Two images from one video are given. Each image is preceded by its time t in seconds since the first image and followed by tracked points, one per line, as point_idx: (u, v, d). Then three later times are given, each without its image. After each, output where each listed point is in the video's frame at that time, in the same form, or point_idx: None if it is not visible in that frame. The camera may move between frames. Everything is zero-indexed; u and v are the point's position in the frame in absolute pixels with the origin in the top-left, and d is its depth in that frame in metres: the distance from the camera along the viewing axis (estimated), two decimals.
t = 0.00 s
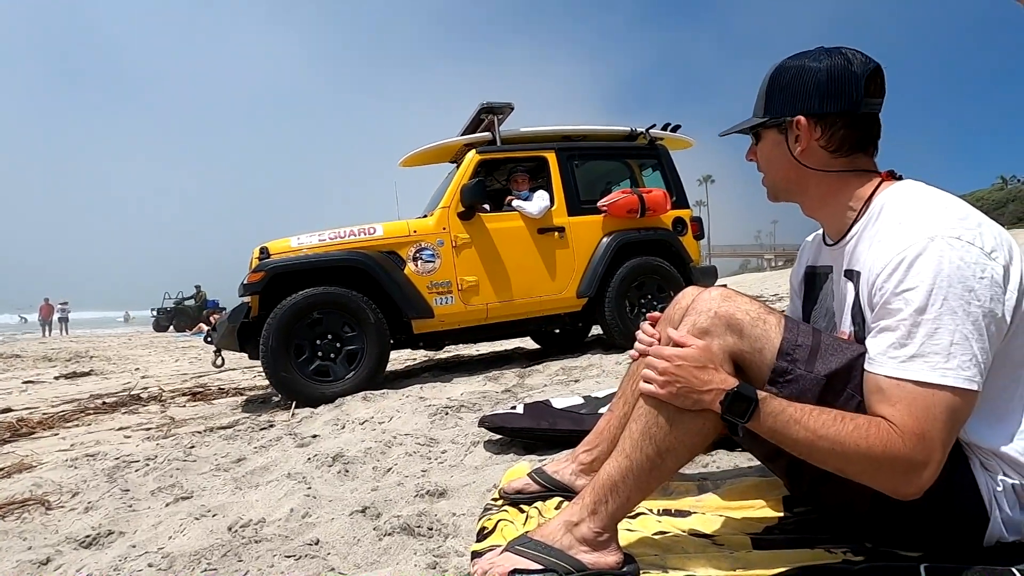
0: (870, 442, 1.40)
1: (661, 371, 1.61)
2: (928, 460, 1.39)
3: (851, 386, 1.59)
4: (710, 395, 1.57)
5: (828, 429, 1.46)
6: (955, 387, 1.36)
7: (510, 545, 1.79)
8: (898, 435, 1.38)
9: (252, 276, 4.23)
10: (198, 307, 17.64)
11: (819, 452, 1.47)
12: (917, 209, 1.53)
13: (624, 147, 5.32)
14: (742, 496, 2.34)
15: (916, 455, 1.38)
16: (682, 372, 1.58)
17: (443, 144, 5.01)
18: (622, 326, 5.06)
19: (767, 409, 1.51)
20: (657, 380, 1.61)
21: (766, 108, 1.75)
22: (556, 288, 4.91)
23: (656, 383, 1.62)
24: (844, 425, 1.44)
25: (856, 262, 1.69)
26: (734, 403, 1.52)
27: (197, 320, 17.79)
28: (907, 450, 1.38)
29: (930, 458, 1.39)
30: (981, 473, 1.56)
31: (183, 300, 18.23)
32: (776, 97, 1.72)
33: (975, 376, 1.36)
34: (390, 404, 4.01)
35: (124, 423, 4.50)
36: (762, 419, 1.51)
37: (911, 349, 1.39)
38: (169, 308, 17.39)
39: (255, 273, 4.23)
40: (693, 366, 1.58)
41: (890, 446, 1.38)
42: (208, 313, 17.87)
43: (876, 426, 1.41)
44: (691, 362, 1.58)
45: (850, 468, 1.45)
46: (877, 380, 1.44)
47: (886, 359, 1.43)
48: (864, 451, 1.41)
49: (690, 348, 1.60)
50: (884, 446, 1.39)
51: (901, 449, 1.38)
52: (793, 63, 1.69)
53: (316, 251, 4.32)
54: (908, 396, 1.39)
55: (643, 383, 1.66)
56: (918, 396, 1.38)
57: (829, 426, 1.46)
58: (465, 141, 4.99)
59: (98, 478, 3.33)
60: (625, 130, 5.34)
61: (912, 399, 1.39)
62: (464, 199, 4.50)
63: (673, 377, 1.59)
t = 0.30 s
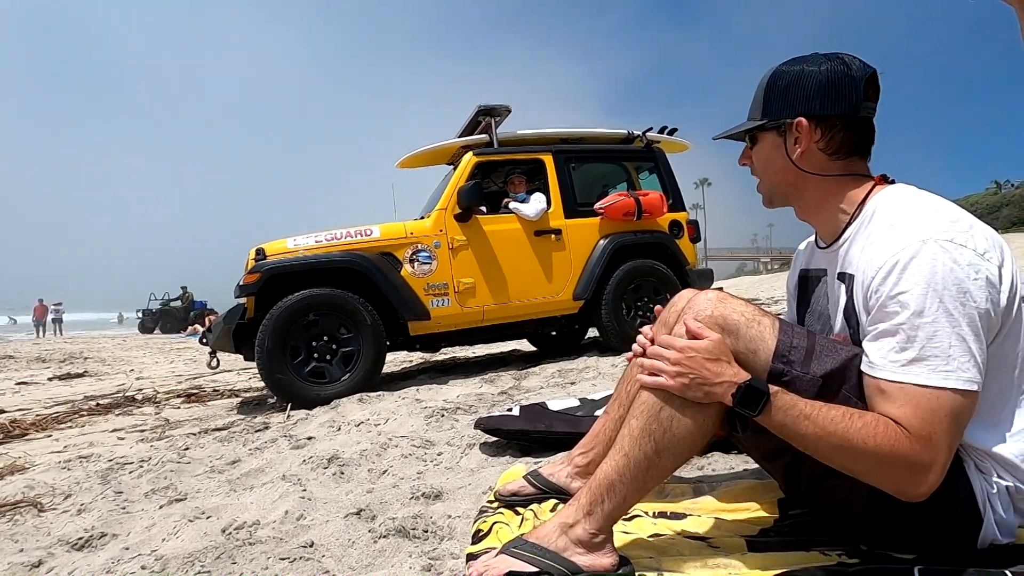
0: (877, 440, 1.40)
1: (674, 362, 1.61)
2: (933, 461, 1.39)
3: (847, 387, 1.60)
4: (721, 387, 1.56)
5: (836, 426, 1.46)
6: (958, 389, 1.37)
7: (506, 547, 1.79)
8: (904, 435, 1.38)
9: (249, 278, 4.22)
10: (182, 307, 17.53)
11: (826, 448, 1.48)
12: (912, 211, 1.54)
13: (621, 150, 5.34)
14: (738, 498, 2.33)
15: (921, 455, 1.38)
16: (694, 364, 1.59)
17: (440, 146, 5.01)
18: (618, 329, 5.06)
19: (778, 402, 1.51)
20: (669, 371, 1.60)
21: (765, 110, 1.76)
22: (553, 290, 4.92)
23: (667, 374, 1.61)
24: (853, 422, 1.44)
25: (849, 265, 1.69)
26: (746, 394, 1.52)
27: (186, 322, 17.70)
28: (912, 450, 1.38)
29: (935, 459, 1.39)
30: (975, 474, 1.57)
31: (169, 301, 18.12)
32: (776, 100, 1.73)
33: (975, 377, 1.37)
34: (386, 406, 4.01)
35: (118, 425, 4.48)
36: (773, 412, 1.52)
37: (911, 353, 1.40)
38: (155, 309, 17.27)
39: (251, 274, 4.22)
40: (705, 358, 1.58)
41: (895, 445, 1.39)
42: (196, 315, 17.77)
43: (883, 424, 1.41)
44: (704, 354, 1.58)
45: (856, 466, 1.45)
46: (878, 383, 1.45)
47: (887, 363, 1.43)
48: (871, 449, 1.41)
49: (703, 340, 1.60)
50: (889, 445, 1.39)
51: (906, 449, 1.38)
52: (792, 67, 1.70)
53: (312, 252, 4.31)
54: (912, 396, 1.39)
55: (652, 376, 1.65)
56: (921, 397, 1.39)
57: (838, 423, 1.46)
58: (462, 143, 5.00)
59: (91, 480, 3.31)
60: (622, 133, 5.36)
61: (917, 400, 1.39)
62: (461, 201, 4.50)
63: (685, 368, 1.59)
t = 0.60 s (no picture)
0: (867, 451, 1.41)
1: (665, 372, 1.61)
2: (923, 471, 1.39)
3: (840, 397, 1.60)
4: (712, 396, 1.57)
5: (827, 436, 1.47)
6: (944, 398, 1.37)
7: (500, 555, 1.76)
8: (893, 445, 1.39)
9: (244, 281, 4.20)
10: (166, 311, 17.44)
11: (817, 458, 1.48)
12: (903, 222, 1.55)
13: (619, 158, 5.35)
14: (733, 507, 2.34)
15: (910, 466, 1.39)
16: (685, 373, 1.59)
17: (438, 152, 5.02)
18: (615, 335, 5.07)
19: (769, 412, 1.52)
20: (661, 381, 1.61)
21: (750, 131, 1.79)
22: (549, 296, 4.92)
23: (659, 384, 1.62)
24: (843, 432, 1.45)
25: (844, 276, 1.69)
26: (737, 405, 1.53)
27: (170, 326, 17.63)
28: (902, 461, 1.39)
29: (925, 469, 1.40)
30: (969, 487, 1.57)
31: (152, 304, 17.97)
32: (760, 121, 1.75)
33: (963, 387, 1.37)
34: (382, 411, 4.00)
35: (111, 427, 4.45)
36: (764, 422, 1.52)
37: (898, 362, 1.40)
38: (138, 312, 17.14)
39: (246, 278, 4.19)
40: (696, 368, 1.59)
41: (884, 456, 1.39)
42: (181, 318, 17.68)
43: (872, 435, 1.42)
44: (695, 364, 1.59)
45: (846, 477, 1.46)
46: (868, 393, 1.45)
47: (876, 372, 1.44)
48: (861, 459, 1.41)
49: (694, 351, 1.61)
50: (879, 455, 1.40)
51: (896, 460, 1.39)
52: (773, 88, 1.73)
53: (309, 256, 4.31)
54: (900, 407, 1.40)
55: (644, 386, 1.66)
56: (909, 407, 1.39)
57: (828, 433, 1.47)
58: (460, 150, 5.01)
59: (83, 483, 3.29)
60: (620, 141, 5.38)
61: (905, 410, 1.39)
62: (459, 206, 4.51)
63: (676, 377, 1.59)
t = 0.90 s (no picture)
0: (858, 451, 1.42)
1: (657, 376, 1.62)
2: (915, 470, 1.40)
3: (834, 400, 1.60)
4: (704, 402, 1.58)
5: (818, 438, 1.48)
6: (938, 399, 1.38)
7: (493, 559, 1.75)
8: (884, 446, 1.40)
9: (238, 283, 4.18)
10: (145, 312, 17.27)
11: (809, 460, 1.49)
12: (898, 225, 1.56)
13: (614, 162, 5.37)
14: (727, 510, 2.33)
15: (902, 465, 1.40)
16: (678, 378, 1.59)
17: (433, 154, 5.02)
18: (609, 339, 5.08)
19: (759, 415, 1.53)
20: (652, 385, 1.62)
21: (750, 130, 1.77)
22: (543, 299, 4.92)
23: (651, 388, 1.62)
24: (833, 433, 1.46)
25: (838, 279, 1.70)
26: (728, 411, 1.53)
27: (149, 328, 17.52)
28: (893, 460, 1.40)
29: (916, 469, 1.41)
30: (960, 489, 1.58)
31: (132, 305, 17.77)
32: (760, 122, 1.74)
33: (956, 388, 1.38)
34: (376, 414, 3.98)
35: (102, 430, 4.42)
36: (755, 425, 1.53)
37: (893, 363, 1.41)
38: (118, 314, 16.97)
39: (240, 280, 4.17)
40: (689, 373, 1.59)
41: (876, 456, 1.40)
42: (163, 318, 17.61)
43: (863, 435, 1.42)
44: (688, 368, 1.59)
45: (838, 478, 1.46)
46: (861, 394, 1.46)
47: (870, 373, 1.45)
48: (852, 460, 1.42)
49: (686, 355, 1.61)
50: (870, 456, 1.40)
51: (888, 460, 1.40)
52: (774, 90, 1.72)
53: (303, 259, 4.30)
54: (892, 407, 1.41)
55: (637, 390, 1.66)
56: (901, 408, 1.40)
57: (819, 435, 1.48)
58: (455, 153, 5.01)
59: (73, 486, 3.26)
60: (615, 145, 5.40)
61: (896, 411, 1.41)
62: (454, 209, 4.51)
63: (668, 382, 1.60)
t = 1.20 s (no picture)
0: (841, 455, 1.43)
1: (642, 381, 1.63)
2: (897, 475, 1.41)
3: (819, 403, 1.61)
4: (688, 405, 1.58)
5: (802, 441, 1.49)
6: (926, 403, 1.39)
7: (484, 564, 1.70)
8: (867, 450, 1.41)
9: (230, 283, 4.16)
10: (122, 313, 17.09)
11: (793, 463, 1.50)
12: (893, 230, 1.57)
13: (608, 165, 5.39)
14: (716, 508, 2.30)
15: (883, 470, 1.41)
16: (662, 382, 1.60)
17: (428, 156, 5.02)
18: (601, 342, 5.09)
19: (744, 418, 1.53)
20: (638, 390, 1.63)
21: (771, 119, 1.75)
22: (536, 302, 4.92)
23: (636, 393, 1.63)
24: (817, 437, 1.47)
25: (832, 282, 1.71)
26: (711, 413, 1.54)
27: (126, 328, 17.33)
28: (874, 466, 1.41)
29: (898, 473, 1.42)
30: (948, 492, 1.59)
31: (110, 304, 17.50)
32: (785, 111, 1.72)
33: (944, 393, 1.40)
34: (367, 417, 3.96)
35: (88, 432, 4.37)
36: (740, 428, 1.54)
37: (882, 365, 1.42)
38: (94, 314, 16.76)
39: (232, 281, 4.15)
40: (673, 376, 1.60)
41: (858, 461, 1.41)
42: (140, 319, 17.35)
43: (846, 440, 1.44)
44: (671, 372, 1.60)
45: (820, 481, 1.48)
46: (849, 395, 1.47)
47: (859, 374, 1.46)
48: (835, 464, 1.43)
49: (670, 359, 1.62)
50: (853, 460, 1.42)
51: (871, 464, 1.41)
52: (805, 83, 1.71)
53: (296, 259, 4.28)
54: (877, 411, 1.42)
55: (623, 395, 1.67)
56: (887, 412, 1.41)
57: (804, 439, 1.49)
58: (449, 154, 5.01)
59: (59, 489, 3.21)
60: (609, 148, 5.42)
61: (881, 416, 1.41)
62: (447, 211, 4.51)
63: (652, 386, 1.61)
